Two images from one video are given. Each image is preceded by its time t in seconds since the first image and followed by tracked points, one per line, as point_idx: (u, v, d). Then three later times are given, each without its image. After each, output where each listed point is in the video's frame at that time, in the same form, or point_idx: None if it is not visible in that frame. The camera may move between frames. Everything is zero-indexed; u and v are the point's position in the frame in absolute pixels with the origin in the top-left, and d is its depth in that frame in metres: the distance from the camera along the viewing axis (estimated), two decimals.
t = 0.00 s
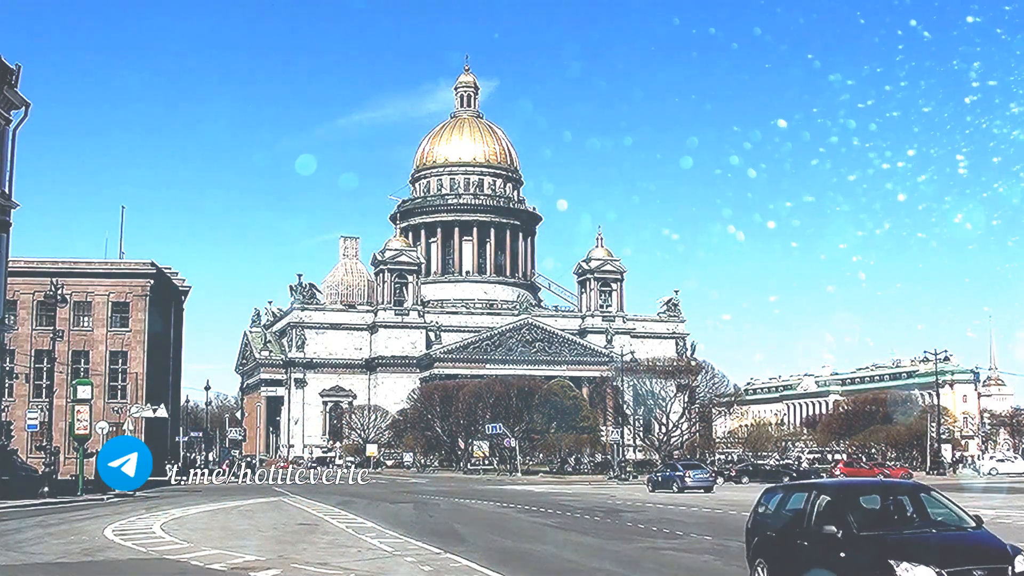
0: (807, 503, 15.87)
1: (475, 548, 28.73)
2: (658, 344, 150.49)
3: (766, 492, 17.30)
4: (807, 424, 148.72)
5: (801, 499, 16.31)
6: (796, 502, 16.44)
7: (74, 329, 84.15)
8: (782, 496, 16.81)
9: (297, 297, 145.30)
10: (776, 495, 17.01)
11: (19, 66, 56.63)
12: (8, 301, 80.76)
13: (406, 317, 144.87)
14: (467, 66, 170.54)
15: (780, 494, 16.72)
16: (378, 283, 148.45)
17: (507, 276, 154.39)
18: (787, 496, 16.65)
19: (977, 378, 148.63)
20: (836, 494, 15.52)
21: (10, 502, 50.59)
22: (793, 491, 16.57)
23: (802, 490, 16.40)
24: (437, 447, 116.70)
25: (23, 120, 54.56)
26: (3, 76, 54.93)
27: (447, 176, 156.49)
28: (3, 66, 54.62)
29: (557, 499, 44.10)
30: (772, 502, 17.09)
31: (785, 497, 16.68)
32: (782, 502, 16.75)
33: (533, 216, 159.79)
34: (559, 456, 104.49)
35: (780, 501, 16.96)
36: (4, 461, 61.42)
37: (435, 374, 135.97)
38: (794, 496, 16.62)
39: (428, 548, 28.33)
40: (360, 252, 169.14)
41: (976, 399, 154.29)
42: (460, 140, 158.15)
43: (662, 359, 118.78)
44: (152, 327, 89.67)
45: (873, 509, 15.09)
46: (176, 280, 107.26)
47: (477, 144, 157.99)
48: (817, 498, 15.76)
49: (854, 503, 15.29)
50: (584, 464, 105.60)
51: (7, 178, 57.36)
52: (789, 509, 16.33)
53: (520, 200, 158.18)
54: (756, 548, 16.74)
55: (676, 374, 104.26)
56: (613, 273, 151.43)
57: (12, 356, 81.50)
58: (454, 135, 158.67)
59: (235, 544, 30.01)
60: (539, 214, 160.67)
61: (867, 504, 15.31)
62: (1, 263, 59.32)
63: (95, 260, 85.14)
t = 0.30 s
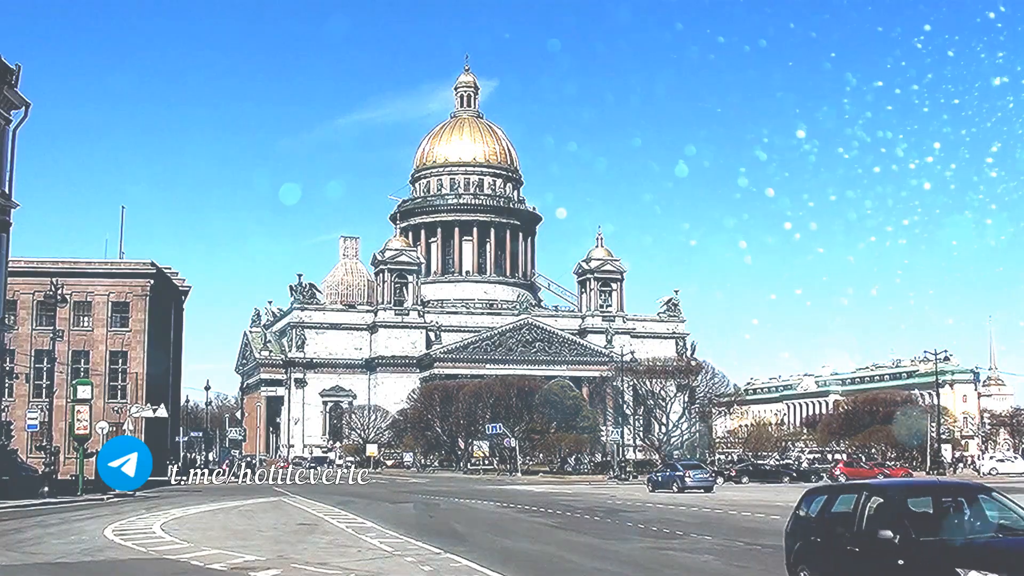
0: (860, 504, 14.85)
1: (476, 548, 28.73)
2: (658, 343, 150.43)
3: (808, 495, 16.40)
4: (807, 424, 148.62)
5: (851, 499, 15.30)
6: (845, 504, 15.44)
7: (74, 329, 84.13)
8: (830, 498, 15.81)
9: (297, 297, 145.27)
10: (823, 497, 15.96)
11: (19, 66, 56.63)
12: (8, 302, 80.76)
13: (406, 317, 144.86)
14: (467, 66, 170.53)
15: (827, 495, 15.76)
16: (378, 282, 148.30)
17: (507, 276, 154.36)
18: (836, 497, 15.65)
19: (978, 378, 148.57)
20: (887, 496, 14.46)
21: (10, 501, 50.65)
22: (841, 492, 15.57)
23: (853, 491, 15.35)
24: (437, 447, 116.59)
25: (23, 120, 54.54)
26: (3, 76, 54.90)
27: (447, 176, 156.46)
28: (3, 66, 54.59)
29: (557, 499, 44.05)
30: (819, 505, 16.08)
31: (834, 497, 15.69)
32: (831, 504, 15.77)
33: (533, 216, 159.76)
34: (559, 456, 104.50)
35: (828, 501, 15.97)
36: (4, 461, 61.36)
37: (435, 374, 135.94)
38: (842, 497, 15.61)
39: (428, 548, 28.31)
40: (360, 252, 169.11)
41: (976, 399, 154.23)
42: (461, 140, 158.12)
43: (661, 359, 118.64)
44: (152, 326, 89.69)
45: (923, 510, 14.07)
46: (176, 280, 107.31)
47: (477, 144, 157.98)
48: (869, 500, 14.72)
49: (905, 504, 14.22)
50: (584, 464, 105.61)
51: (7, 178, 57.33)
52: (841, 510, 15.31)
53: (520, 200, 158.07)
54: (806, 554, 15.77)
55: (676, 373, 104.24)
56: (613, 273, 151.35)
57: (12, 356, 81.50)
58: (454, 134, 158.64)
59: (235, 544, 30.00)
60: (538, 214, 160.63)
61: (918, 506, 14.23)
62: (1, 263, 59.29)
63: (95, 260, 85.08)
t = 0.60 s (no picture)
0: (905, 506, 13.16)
1: (475, 548, 28.74)
2: (658, 343, 150.48)
3: (843, 499, 15.13)
4: (807, 424, 148.66)
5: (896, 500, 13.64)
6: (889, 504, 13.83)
7: (74, 329, 84.15)
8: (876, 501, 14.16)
9: (297, 297, 145.34)
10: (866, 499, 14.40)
11: (19, 66, 56.66)
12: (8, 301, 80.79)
13: (407, 317, 144.92)
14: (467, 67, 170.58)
15: (865, 495, 14.28)
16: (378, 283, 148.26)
17: (507, 276, 154.40)
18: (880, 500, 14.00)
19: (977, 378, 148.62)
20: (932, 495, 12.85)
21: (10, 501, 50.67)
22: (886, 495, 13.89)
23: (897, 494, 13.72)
24: (438, 447, 116.65)
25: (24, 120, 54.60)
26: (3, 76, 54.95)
27: (447, 176, 156.43)
28: (4, 66, 54.66)
29: (556, 499, 44.17)
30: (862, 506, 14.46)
31: (875, 499, 14.24)
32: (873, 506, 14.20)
33: (533, 216, 159.74)
34: (558, 456, 104.73)
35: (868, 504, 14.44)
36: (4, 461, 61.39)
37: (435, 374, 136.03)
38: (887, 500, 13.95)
39: (428, 548, 28.33)
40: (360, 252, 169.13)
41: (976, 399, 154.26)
42: (461, 140, 158.10)
43: (661, 358, 118.70)
44: (152, 326, 89.72)
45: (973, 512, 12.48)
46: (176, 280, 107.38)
47: (477, 144, 158.00)
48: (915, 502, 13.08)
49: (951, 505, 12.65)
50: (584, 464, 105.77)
51: (7, 178, 57.37)
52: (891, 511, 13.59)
53: (520, 200, 158.06)
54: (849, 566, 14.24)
55: (676, 374, 104.40)
56: (613, 273, 151.29)
57: (12, 356, 81.54)
58: (454, 134, 158.62)
59: (235, 544, 30.00)
60: (538, 214, 160.59)
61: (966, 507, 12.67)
62: (1, 264, 59.31)
63: (95, 260, 85.09)
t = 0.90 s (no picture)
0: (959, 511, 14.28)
1: (475, 548, 28.74)
2: (658, 344, 150.57)
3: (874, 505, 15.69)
4: (807, 424, 148.61)
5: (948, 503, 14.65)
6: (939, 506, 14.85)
7: (74, 329, 84.14)
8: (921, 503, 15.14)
9: (297, 297, 145.37)
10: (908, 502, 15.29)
11: (19, 66, 56.65)
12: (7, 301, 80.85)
13: (407, 317, 144.81)
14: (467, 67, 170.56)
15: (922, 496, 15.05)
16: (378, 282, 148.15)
17: (507, 276, 154.35)
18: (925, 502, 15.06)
19: (977, 379, 148.67)
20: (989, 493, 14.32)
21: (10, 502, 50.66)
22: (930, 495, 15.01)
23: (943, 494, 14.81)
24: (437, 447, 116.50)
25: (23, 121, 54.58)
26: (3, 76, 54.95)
27: (446, 176, 156.41)
28: (3, 65, 54.63)
29: (557, 500, 44.08)
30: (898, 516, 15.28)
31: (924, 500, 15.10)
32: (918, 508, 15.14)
33: (533, 216, 159.65)
34: (559, 456, 104.68)
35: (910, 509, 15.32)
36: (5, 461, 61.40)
37: (435, 374, 136.05)
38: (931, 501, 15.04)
39: (427, 548, 28.32)
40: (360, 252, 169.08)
41: (976, 398, 154.29)
42: (460, 139, 158.11)
43: (661, 358, 118.66)
44: (152, 326, 89.69)
45: None
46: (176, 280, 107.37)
47: (477, 144, 157.99)
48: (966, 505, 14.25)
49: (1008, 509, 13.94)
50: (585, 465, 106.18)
51: (7, 178, 57.39)
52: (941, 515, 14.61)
53: (520, 200, 158.02)
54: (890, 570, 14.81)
55: (676, 374, 104.29)
56: (613, 273, 151.26)
57: (12, 356, 81.55)
58: (454, 134, 158.64)
59: (236, 544, 29.99)
60: (538, 214, 160.51)
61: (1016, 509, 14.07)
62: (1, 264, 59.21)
63: (95, 260, 85.05)
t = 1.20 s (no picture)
0: None
1: (475, 548, 28.77)
2: (658, 344, 150.95)
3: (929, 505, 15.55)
4: (807, 424, 148.66)
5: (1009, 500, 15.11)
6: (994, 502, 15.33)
7: (74, 329, 84.18)
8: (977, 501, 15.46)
9: (297, 297, 145.75)
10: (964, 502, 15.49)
11: (19, 66, 56.63)
12: (8, 301, 80.88)
13: (407, 317, 144.32)
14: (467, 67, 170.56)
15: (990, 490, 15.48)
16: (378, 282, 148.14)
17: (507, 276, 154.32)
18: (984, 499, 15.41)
19: (977, 379, 148.71)
20: None
21: (11, 501, 50.78)
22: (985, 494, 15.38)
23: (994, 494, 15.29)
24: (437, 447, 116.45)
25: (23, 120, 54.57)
26: (3, 76, 54.94)
27: (447, 176, 156.40)
28: (3, 65, 54.63)
29: (557, 499, 44.06)
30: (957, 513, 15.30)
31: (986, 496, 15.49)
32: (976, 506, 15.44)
33: (533, 216, 159.62)
34: (558, 457, 104.72)
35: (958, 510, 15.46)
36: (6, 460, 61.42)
37: (435, 374, 136.46)
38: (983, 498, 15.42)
39: (427, 548, 28.35)
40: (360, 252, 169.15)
41: (976, 398, 154.33)
42: (460, 139, 158.08)
43: (661, 358, 118.74)
44: (152, 325, 89.74)
45: None
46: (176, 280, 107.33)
47: (478, 144, 158.02)
48: None
49: None
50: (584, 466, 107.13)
51: (7, 178, 57.45)
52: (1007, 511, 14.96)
53: (520, 200, 157.97)
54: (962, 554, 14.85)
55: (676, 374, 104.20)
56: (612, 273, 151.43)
57: (12, 356, 81.62)
58: (454, 134, 158.61)
59: (236, 544, 30.02)
60: (538, 214, 160.47)
61: None
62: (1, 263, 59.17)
63: (95, 260, 85.04)
